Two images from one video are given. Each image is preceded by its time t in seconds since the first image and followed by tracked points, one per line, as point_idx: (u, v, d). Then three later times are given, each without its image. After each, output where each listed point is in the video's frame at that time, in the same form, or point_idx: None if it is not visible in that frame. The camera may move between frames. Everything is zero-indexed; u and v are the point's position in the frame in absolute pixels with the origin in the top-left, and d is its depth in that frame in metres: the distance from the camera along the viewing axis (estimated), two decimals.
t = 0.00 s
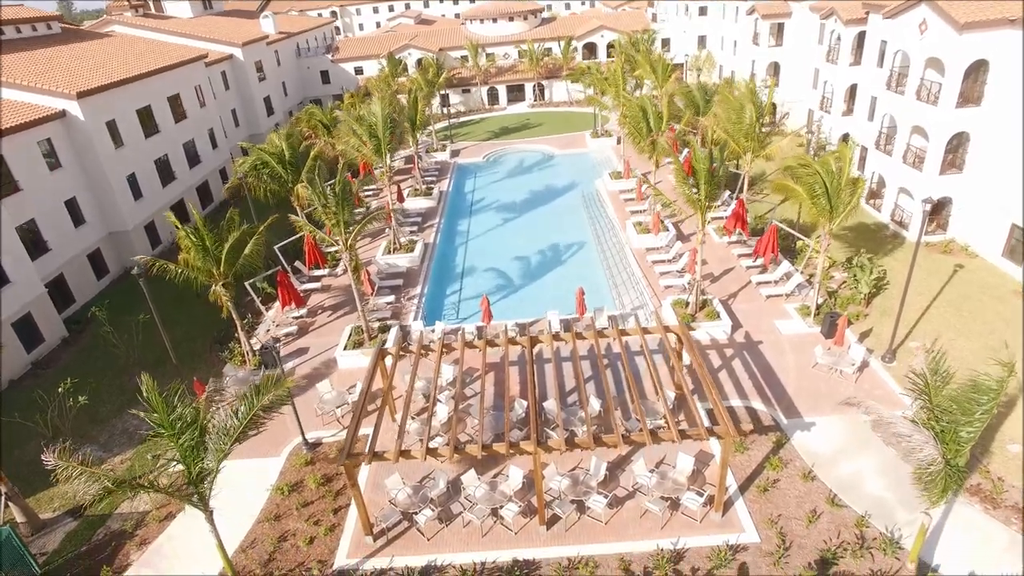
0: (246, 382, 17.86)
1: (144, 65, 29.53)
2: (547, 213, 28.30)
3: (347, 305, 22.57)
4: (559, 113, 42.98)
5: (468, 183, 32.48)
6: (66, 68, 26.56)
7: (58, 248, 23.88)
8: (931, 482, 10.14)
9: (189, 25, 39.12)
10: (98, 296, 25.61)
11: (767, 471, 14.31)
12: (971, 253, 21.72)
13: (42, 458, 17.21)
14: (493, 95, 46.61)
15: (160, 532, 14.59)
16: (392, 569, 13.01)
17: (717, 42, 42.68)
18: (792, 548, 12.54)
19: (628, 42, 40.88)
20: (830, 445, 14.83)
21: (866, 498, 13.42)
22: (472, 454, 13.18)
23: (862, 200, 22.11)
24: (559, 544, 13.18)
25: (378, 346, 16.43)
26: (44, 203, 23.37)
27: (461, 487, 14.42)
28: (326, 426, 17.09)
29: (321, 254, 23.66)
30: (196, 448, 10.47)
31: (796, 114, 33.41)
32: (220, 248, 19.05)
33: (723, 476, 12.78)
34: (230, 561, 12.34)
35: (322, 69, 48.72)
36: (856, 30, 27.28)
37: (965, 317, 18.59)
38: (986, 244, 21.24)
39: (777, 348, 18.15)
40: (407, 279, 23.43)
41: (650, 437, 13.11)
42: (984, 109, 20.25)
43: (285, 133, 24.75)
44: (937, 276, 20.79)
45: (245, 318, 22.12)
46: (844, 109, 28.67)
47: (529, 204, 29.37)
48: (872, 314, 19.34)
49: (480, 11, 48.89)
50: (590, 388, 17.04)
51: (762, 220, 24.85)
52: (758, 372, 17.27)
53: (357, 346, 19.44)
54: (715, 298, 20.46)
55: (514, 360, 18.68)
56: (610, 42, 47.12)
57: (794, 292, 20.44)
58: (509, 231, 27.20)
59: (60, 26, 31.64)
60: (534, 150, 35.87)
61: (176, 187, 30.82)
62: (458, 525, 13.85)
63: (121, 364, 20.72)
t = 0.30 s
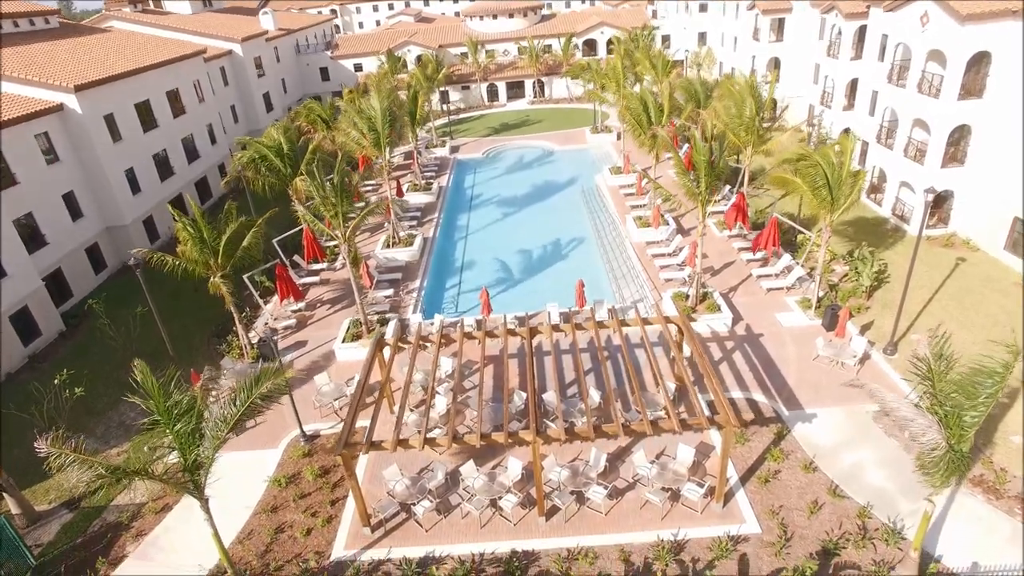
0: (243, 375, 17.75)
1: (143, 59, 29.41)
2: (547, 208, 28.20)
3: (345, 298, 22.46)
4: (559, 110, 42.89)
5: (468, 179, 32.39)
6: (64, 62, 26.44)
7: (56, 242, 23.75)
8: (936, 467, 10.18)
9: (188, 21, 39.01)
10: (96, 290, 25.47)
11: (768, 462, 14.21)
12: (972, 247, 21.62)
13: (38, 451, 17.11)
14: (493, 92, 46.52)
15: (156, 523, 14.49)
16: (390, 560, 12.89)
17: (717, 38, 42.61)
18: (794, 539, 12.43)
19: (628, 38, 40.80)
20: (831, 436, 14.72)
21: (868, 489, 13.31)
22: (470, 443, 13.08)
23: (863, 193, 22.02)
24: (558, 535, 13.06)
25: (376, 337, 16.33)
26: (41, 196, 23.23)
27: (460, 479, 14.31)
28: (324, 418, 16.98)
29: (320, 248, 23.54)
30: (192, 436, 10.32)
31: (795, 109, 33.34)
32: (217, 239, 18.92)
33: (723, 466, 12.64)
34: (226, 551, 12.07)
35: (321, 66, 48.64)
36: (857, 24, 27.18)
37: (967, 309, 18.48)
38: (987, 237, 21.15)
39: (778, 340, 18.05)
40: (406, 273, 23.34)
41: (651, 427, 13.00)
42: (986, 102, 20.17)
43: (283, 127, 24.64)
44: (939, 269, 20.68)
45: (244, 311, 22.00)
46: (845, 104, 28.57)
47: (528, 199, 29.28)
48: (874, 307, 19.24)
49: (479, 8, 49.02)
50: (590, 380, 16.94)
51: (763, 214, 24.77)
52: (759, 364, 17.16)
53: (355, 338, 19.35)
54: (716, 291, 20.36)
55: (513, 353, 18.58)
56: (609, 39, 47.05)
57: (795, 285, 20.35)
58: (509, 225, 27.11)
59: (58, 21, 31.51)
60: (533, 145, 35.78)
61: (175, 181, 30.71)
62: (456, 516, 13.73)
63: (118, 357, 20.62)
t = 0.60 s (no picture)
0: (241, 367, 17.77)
1: (141, 54, 29.34)
2: (547, 202, 28.14)
3: (344, 292, 22.35)
4: (559, 106, 42.78)
5: (467, 174, 32.32)
6: (63, 56, 26.39)
7: (53, 235, 23.65)
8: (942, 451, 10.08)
9: (187, 17, 38.93)
10: (94, 284, 25.34)
11: (770, 453, 14.12)
12: (974, 240, 21.52)
13: (34, 443, 17.04)
14: (493, 89, 46.46)
15: (153, 514, 14.40)
16: (389, 550, 12.79)
17: (717, 34, 42.56)
18: (796, 529, 12.32)
19: (627, 34, 40.73)
20: (833, 427, 14.63)
21: (871, 479, 13.22)
22: (469, 432, 13.00)
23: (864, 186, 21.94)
24: (558, 525, 12.95)
25: (375, 328, 16.25)
26: (38, 190, 23.15)
27: (459, 469, 14.21)
28: (322, 410, 16.90)
29: (318, 241, 23.43)
30: (189, 422, 10.20)
31: (796, 105, 33.26)
32: (215, 231, 18.78)
33: (724, 455, 12.55)
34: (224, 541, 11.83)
35: (320, 63, 48.55)
36: (858, 18, 27.12)
37: (969, 301, 18.39)
38: (989, 230, 21.04)
39: (779, 332, 17.98)
40: (405, 267, 23.28)
41: (651, 417, 12.90)
42: (987, 94, 20.11)
43: (282, 121, 24.56)
44: (941, 262, 20.59)
45: (242, 305, 21.89)
46: (845, 99, 28.50)
47: (528, 194, 29.21)
48: (875, 299, 19.15)
49: (479, 5, 49.16)
50: (590, 371, 16.86)
51: (763, 208, 24.71)
52: (761, 356, 17.08)
53: (354, 331, 19.26)
54: (717, 283, 20.28)
55: (513, 345, 18.49)
56: (609, 35, 46.98)
57: (796, 277, 20.26)
58: (508, 220, 27.03)
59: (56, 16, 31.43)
60: (533, 141, 35.69)
61: (173, 177, 30.61)
62: (455, 507, 13.63)
63: (116, 351, 20.55)
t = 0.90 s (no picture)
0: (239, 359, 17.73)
1: (140, 47, 29.23)
2: (547, 196, 28.04)
3: (343, 284, 22.25)
4: (559, 102, 42.69)
5: (467, 168, 32.24)
6: (61, 48, 26.29)
7: (51, 228, 23.52)
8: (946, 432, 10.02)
9: (186, 12, 38.85)
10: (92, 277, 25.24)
11: (771, 442, 13.99)
12: (976, 232, 21.39)
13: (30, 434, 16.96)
14: (493, 85, 46.39)
15: (150, 504, 14.29)
16: (387, 539, 12.66)
17: (717, 30, 42.53)
18: (798, 517, 12.19)
19: (627, 29, 40.68)
20: (836, 416, 14.52)
21: (874, 467, 13.10)
22: (468, 419, 12.89)
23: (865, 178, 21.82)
24: (558, 513, 12.83)
25: (373, 317, 16.15)
26: (36, 182, 23.03)
27: (458, 458, 14.09)
28: (321, 400, 16.80)
29: (317, 234, 23.32)
30: (185, 404, 10.07)
31: (796, 99, 33.19)
32: (214, 221, 18.63)
33: (726, 441, 12.43)
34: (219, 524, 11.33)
35: (320, 59, 48.47)
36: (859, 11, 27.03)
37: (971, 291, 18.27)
38: (992, 222, 20.92)
39: (780, 323, 17.87)
40: (405, 259, 23.20)
41: (652, 404, 12.78)
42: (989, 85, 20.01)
43: (281, 113, 24.47)
44: (943, 254, 20.48)
45: (241, 297, 21.80)
46: (846, 92, 28.41)
47: (528, 187, 29.11)
48: (877, 290, 19.03)
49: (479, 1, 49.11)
50: (590, 361, 16.75)
51: (764, 201, 24.64)
52: (762, 346, 16.97)
53: (353, 322, 19.15)
54: (717, 275, 20.18)
55: (513, 336, 18.39)
56: (609, 32, 46.94)
57: (798, 269, 20.15)
58: (508, 213, 26.94)
59: (54, 9, 31.32)
60: (533, 136, 35.60)
61: (172, 171, 30.49)
62: (454, 496, 13.50)
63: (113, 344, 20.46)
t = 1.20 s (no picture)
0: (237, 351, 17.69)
1: (139, 41, 29.12)
2: (547, 190, 27.94)
3: (342, 278, 22.13)
4: (559, 98, 42.59)
5: (467, 164, 32.13)
6: (59, 41, 26.18)
7: (49, 222, 23.39)
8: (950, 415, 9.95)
9: (185, 8, 38.75)
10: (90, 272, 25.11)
11: (774, 433, 13.87)
12: (979, 225, 21.25)
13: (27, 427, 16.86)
14: (493, 82, 46.31)
15: (146, 496, 14.15)
16: (386, 529, 12.52)
17: (717, 27, 42.45)
18: (801, 507, 12.06)
19: (628, 25, 40.59)
20: (839, 407, 14.39)
21: (877, 458, 12.97)
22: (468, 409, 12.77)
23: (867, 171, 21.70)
24: (558, 504, 12.69)
25: (372, 308, 16.04)
26: (33, 174, 22.91)
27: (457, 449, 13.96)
28: (319, 392, 16.69)
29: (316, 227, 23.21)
30: (180, 391, 9.93)
31: (797, 94, 33.10)
32: (212, 213, 18.50)
33: (728, 430, 12.31)
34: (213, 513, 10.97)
35: (320, 56, 48.39)
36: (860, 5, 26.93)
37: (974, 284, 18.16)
38: (995, 215, 20.79)
39: (782, 315, 17.76)
40: (404, 253, 23.12)
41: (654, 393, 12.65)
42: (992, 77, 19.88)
43: (280, 107, 24.37)
44: (945, 246, 20.35)
45: (240, 290, 21.70)
46: (848, 86, 28.31)
47: (528, 182, 29.00)
48: (879, 282, 18.90)
49: None
50: (590, 353, 16.62)
51: (764, 194, 24.56)
52: (764, 338, 16.85)
53: (352, 314, 19.04)
54: (719, 268, 20.08)
55: (513, 328, 18.27)
56: (609, 28, 46.85)
57: (800, 262, 20.05)
58: (508, 207, 26.83)
59: (53, 4, 31.22)
60: (533, 132, 35.50)
61: (171, 166, 30.37)
62: (454, 487, 13.36)
63: (110, 338, 20.38)
